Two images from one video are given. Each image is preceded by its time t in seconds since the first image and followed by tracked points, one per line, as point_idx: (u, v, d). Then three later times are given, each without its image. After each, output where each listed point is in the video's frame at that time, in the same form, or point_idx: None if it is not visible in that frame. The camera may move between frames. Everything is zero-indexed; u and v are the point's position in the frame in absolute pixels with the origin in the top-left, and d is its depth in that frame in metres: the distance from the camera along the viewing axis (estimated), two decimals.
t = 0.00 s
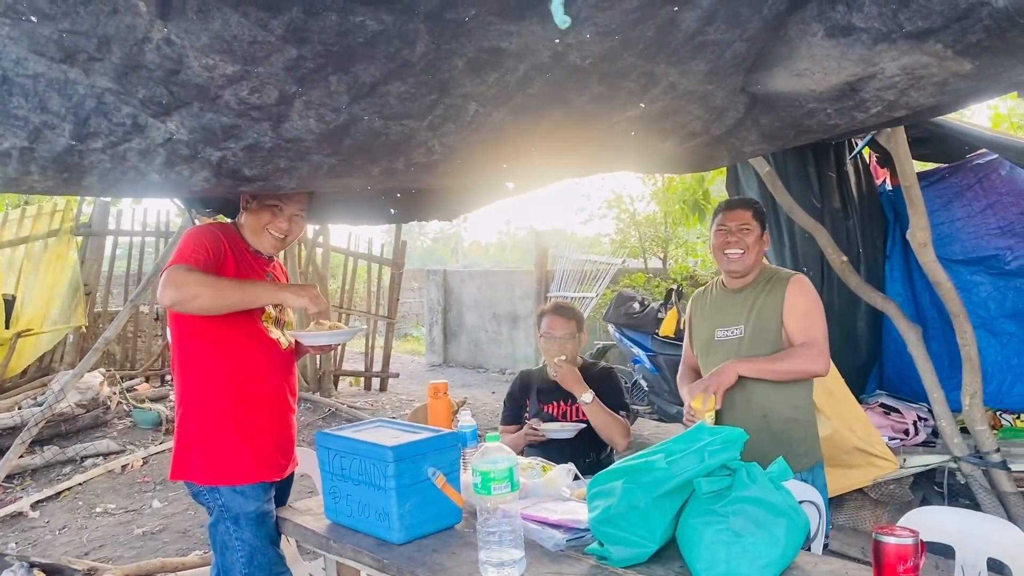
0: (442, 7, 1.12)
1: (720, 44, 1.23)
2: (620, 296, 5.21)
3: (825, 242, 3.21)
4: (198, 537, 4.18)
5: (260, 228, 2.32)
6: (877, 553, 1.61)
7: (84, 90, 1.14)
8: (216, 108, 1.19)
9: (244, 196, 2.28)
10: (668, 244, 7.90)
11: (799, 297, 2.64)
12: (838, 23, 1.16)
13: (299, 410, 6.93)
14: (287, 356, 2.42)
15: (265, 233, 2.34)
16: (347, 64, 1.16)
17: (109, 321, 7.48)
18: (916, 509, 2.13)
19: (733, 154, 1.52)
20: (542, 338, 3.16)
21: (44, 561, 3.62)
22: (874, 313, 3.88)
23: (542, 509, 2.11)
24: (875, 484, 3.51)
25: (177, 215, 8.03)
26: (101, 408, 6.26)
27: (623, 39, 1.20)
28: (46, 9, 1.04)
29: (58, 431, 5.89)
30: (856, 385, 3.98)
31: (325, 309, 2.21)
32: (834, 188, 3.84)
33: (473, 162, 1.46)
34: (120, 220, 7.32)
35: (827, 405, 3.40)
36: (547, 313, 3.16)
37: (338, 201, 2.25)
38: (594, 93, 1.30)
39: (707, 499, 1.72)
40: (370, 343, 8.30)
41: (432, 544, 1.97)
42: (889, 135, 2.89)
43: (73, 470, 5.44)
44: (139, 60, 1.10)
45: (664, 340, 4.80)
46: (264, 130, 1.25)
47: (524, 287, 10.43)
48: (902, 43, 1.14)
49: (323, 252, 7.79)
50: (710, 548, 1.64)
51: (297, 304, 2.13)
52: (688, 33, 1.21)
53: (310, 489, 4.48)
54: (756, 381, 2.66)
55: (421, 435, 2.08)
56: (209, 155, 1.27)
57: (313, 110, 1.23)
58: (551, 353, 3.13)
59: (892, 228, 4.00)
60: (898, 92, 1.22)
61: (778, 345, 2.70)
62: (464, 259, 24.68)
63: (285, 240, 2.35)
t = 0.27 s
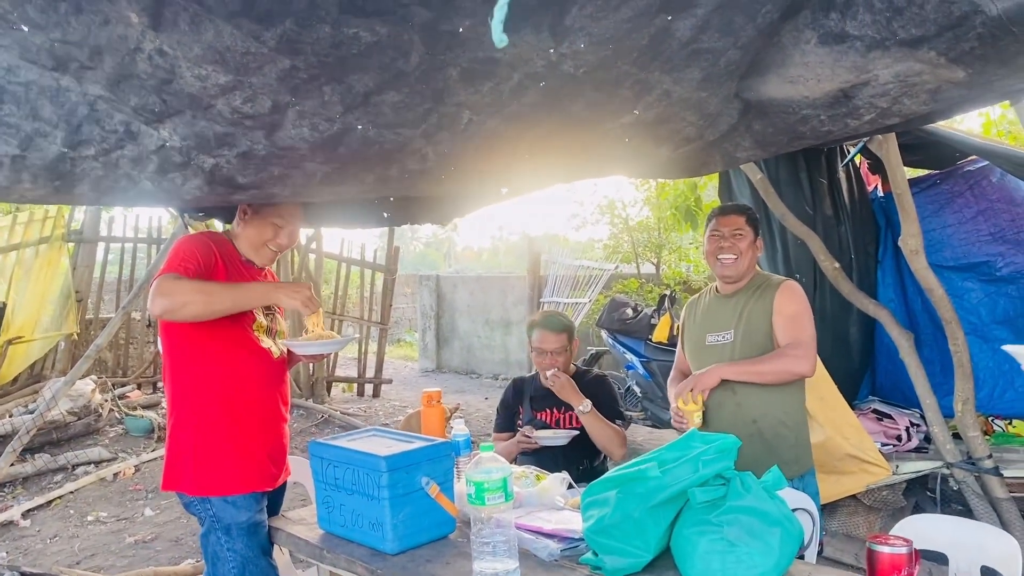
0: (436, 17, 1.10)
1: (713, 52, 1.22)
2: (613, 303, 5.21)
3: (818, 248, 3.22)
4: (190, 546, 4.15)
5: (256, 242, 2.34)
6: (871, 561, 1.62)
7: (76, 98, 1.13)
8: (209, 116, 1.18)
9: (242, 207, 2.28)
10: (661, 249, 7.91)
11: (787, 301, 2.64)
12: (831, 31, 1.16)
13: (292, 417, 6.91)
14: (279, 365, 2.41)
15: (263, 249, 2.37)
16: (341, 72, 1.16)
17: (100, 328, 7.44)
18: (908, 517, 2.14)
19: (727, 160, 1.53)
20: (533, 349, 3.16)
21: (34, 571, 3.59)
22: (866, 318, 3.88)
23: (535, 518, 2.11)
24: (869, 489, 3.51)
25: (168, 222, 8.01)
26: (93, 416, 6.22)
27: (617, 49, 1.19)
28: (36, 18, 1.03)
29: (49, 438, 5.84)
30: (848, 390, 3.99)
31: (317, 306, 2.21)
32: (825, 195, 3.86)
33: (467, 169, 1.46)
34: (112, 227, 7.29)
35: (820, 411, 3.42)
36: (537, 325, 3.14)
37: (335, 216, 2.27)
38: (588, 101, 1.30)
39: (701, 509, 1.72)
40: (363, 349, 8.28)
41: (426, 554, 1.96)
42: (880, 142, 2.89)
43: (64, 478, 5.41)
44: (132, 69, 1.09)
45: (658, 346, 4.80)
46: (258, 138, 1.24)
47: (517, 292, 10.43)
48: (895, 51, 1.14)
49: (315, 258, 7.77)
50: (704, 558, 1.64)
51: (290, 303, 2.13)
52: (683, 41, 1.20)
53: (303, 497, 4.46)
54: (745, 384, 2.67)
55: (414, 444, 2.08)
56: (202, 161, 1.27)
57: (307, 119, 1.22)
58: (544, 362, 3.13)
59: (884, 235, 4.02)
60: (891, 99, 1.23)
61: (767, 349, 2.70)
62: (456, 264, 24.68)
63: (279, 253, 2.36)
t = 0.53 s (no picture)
0: (430, 25, 1.11)
1: (709, 60, 1.22)
2: (607, 306, 5.21)
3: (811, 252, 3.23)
4: (183, 551, 4.14)
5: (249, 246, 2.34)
6: (864, 565, 1.62)
7: (68, 102, 1.13)
8: (202, 121, 1.18)
9: (234, 211, 2.29)
10: (655, 253, 7.92)
11: (783, 306, 2.64)
12: (827, 37, 1.16)
13: (286, 421, 6.89)
14: (270, 370, 2.41)
15: (257, 254, 2.37)
16: (335, 79, 1.15)
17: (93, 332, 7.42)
18: (902, 522, 2.14)
19: (721, 164, 1.53)
20: (524, 356, 3.15)
21: None
22: (859, 321, 3.91)
23: (529, 524, 2.11)
24: (863, 493, 3.52)
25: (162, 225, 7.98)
26: (86, 420, 6.20)
27: (613, 56, 1.19)
28: (28, 22, 1.03)
29: (41, 443, 5.81)
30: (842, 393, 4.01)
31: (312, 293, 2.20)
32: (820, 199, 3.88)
33: (461, 174, 1.46)
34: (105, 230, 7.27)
35: (814, 415, 3.43)
36: (529, 331, 3.13)
37: (328, 221, 2.27)
38: (583, 107, 1.30)
39: (695, 515, 1.73)
40: (357, 353, 8.26)
41: (419, 560, 1.96)
42: (873, 146, 2.90)
43: (56, 483, 5.38)
44: (125, 74, 1.09)
45: (652, 350, 4.80)
46: (251, 143, 1.24)
47: (511, 296, 10.43)
48: (889, 59, 1.14)
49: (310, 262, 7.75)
50: (698, 563, 1.64)
51: (285, 289, 2.12)
52: (678, 49, 1.20)
53: (296, 503, 4.45)
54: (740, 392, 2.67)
55: (408, 449, 2.08)
56: (195, 166, 1.26)
57: (301, 124, 1.21)
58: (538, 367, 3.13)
59: (878, 238, 4.05)
60: (885, 106, 1.23)
61: (762, 353, 2.70)
62: (451, 267, 24.66)
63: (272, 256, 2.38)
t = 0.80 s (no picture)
0: (420, 30, 1.09)
1: (699, 65, 1.22)
2: (601, 308, 5.22)
3: (804, 255, 3.24)
4: (175, 554, 4.13)
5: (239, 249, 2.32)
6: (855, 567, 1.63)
7: (60, 109, 1.13)
8: (194, 127, 1.18)
9: (223, 217, 2.29)
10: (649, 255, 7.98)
11: (781, 309, 2.65)
12: (817, 42, 1.16)
13: (279, 423, 6.89)
14: (261, 373, 2.41)
15: (247, 257, 2.36)
16: (326, 85, 1.15)
17: (86, 333, 7.39)
18: (895, 523, 2.16)
19: (712, 167, 1.54)
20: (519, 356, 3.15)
21: None
22: (852, 324, 3.93)
23: (522, 526, 2.11)
24: (855, 495, 3.53)
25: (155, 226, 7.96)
26: (78, 422, 6.18)
27: (604, 62, 1.19)
28: (18, 28, 1.03)
29: (34, 445, 5.79)
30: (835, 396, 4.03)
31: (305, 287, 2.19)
32: (813, 201, 3.89)
33: (454, 180, 1.47)
34: (98, 232, 7.25)
35: (806, 416, 3.45)
36: (525, 330, 3.12)
37: (319, 223, 2.26)
38: (574, 113, 1.30)
39: (687, 517, 1.74)
40: (351, 355, 8.26)
41: (411, 563, 1.96)
42: (865, 148, 2.91)
43: (49, 485, 5.37)
44: (116, 80, 1.09)
45: (646, 352, 4.82)
46: (243, 149, 1.24)
47: (505, 297, 10.45)
48: (879, 63, 1.15)
49: (303, 263, 7.75)
50: (689, 566, 1.64)
51: (278, 282, 2.12)
52: (669, 54, 1.20)
53: (289, 505, 4.45)
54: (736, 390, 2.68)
55: (400, 452, 2.08)
56: (187, 173, 1.26)
57: (292, 131, 1.21)
58: (531, 370, 3.13)
59: (870, 241, 4.04)
60: (875, 109, 1.23)
61: (758, 356, 2.71)
62: (446, 268, 24.66)
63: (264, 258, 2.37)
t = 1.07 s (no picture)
0: (409, 32, 1.08)
1: (689, 66, 1.23)
2: (596, 308, 5.24)
3: (797, 255, 3.25)
4: (168, 554, 4.13)
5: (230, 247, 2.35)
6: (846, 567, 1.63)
7: (50, 112, 1.13)
8: (184, 130, 1.18)
9: (215, 218, 2.31)
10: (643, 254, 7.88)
11: (780, 312, 2.65)
12: (807, 43, 1.16)
13: (273, 422, 6.89)
14: (252, 373, 2.41)
15: (240, 255, 2.39)
16: (315, 87, 1.15)
17: (79, 333, 7.38)
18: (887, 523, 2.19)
19: (704, 168, 1.54)
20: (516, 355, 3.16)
21: None
22: (846, 323, 3.94)
23: (515, 526, 2.12)
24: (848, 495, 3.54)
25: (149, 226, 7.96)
26: (71, 422, 6.18)
27: (593, 63, 1.19)
28: (6, 32, 1.03)
29: (26, 445, 5.78)
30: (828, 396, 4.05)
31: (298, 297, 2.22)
32: (806, 201, 3.90)
33: (446, 183, 1.47)
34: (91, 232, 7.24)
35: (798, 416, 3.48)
36: (522, 323, 3.17)
37: (311, 223, 2.28)
38: (565, 115, 1.30)
39: (679, 516, 1.74)
40: (345, 354, 8.25)
41: (403, 562, 1.97)
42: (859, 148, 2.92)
43: (41, 485, 5.36)
44: (105, 83, 1.09)
45: (640, 352, 4.83)
46: (233, 152, 1.24)
47: (500, 297, 10.46)
48: (869, 64, 1.14)
49: (297, 263, 7.74)
50: (681, 565, 1.64)
51: (270, 285, 2.13)
52: (659, 55, 1.20)
53: (283, 505, 4.45)
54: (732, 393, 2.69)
55: (392, 452, 2.08)
56: (178, 177, 1.27)
57: (282, 133, 1.22)
58: (527, 361, 3.15)
59: (864, 242, 4.05)
60: (866, 109, 1.23)
61: (755, 356, 2.72)
62: (442, 266, 24.66)
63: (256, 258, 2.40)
